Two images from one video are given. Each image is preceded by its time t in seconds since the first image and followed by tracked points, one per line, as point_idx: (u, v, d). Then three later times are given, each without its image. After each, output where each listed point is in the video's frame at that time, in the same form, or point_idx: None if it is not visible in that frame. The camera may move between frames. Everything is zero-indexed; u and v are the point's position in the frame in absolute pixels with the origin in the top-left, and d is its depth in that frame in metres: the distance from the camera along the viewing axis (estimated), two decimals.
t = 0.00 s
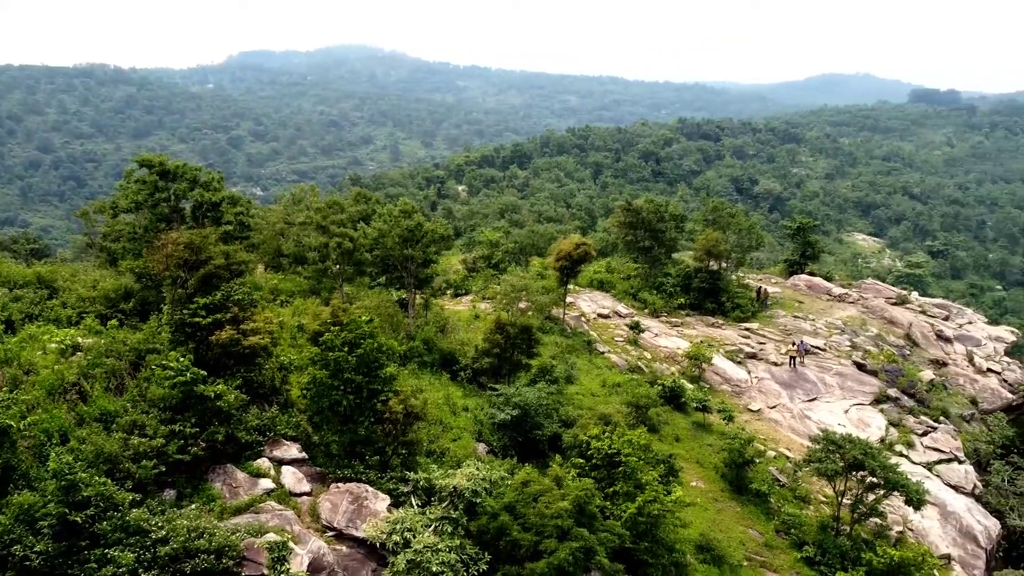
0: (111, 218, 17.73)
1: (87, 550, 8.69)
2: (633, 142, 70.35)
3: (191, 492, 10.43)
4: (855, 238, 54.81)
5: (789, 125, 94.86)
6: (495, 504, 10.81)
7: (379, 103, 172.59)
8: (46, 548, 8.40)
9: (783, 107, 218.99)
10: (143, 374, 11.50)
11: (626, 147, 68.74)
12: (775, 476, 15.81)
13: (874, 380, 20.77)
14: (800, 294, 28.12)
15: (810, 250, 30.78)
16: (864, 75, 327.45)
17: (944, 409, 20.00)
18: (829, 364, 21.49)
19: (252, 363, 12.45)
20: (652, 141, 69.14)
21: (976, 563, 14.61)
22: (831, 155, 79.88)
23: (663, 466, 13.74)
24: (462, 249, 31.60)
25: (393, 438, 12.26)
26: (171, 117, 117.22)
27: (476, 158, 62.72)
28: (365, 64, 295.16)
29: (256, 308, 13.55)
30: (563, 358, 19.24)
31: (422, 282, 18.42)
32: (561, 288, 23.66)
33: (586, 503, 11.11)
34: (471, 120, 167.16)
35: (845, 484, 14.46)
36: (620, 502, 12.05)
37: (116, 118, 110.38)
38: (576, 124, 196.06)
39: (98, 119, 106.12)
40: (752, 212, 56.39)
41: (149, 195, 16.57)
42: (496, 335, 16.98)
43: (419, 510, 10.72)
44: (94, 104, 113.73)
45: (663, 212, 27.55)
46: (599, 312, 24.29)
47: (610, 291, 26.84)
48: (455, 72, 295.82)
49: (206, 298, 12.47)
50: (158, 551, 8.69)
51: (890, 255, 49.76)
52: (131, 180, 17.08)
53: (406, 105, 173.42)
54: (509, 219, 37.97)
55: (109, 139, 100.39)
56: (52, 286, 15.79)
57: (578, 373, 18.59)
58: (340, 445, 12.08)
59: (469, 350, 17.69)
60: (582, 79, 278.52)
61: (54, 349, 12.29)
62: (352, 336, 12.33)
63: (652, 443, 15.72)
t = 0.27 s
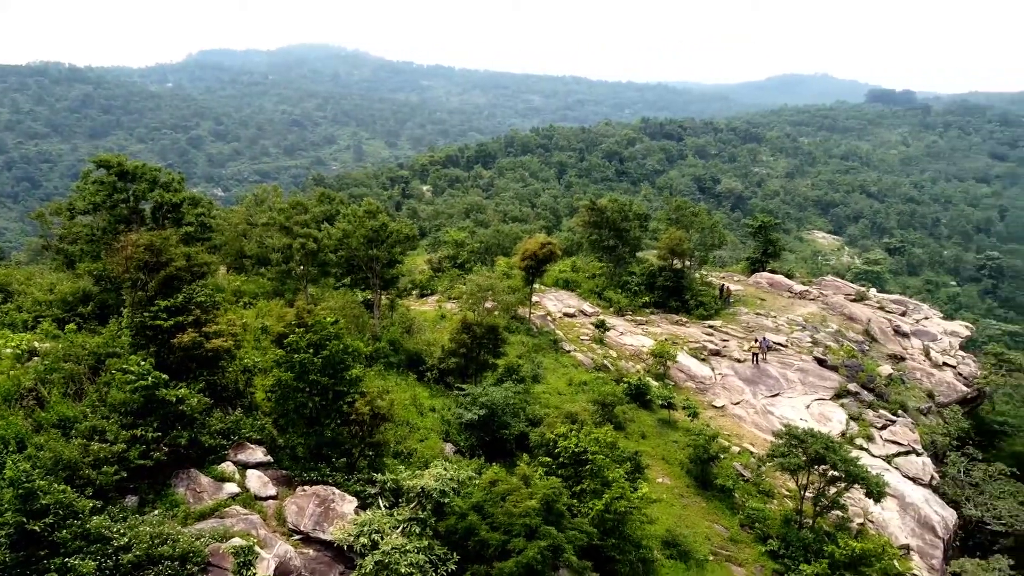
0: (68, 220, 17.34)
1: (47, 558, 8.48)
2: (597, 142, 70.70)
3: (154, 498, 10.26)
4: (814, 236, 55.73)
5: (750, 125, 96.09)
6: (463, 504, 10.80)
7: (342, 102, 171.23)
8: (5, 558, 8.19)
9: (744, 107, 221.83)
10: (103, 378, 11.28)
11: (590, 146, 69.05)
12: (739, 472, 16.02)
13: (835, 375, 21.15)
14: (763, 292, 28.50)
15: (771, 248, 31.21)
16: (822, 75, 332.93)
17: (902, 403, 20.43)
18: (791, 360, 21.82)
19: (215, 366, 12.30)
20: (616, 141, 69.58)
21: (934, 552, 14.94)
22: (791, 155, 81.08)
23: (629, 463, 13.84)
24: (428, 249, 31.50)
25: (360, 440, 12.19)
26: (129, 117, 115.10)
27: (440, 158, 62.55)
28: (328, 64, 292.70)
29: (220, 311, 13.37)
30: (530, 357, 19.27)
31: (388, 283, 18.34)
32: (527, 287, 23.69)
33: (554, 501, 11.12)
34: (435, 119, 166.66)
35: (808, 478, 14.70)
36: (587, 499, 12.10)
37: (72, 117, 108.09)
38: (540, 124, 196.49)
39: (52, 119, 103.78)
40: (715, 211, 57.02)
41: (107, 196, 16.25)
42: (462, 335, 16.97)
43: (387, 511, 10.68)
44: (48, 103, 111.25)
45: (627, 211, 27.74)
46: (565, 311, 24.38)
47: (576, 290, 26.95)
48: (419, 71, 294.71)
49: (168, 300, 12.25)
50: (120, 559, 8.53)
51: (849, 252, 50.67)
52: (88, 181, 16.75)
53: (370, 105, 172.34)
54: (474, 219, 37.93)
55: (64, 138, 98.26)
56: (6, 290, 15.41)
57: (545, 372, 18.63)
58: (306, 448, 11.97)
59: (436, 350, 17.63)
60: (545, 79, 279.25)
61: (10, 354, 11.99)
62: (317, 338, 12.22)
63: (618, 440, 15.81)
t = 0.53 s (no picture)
0: (23, 221, 16.94)
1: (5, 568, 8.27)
2: (562, 142, 70.92)
3: (116, 505, 10.08)
4: (776, 234, 56.52)
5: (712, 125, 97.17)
6: (432, 505, 10.77)
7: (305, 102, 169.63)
8: None
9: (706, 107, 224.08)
10: (62, 384, 11.04)
11: (555, 146, 69.26)
12: (705, 468, 16.20)
13: (797, 371, 21.47)
14: (726, 289, 28.83)
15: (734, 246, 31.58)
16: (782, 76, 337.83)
17: (862, 398, 20.81)
18: (754, 357, 22.10)
19: (178, 369, 12.12)
20: (580, 141, 69.90)
21: (895, 544, 15.27)
22: (752, 154, 82.13)
23: (597, 461, 13.91)
24: (393, 249, 31.33)
25: (327, 442, 12.09)
26: (86, 116, 112.78)
27: (405, 157, 62.24)
28: (290, 63, 289.76)
29: (182, 313, 13.16)
30: (497, 356, 19.27)
31: (353, 283, 18.22)
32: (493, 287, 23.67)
33: (523, 500, 11.11)
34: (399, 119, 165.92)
35: (772, 473, 14.91)
36: (555, 498, 12.14)
37: (26, 117, 105.61)
38: (505, 123, 196.66)
39: (6, 118, 101.26)
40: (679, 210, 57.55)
41: (64, 197, 15.90)
42: (429, 336, 16.92)
43: (355, 514, 10.62)
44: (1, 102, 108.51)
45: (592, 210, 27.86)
46: (532, 310, 24.41)
47: (542, 289, 27.01)
48: (383, 71, 293.16)
49: (128, 303, 12.02)
50: (81, 567, 8.34)
51: (810, 250, 51.47)
52: (45, 182, 16.38)
53: (333, 104, 170.97)
54: (439, 219, 37.82)
55: (18, 138, 95.97)
56: None
57: (512, 372, 18.64)
58: (271, 451, 11.84)
59: (403, 350, 17.55)
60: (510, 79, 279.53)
61: None
62: (282, 339, 12.10)
63: (586, 439, 15.88)
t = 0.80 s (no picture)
0: None
1: None
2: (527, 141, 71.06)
3: (76, 513, 9.88)
4: (739, 233, 57.22)
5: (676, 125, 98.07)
6: (400, 506, 10.71)
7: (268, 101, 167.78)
8: None
9: (669, 107, 225.98)
10: (19, 390, 10.81)
11: (520, 146, 69.38)
12: (671, 464, 16.36)
13: (760, 368, 21.78)
14: (691, 288, 29.12)
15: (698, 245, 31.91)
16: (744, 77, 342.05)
17: (824, 393, 21.16)
18: (718, 354, 22.37)
19: (140, 373, 11.95)
20: (546, 141, 70.10)
21: (857, 535, 15.56)
22: (715, 154, 83.04)
23: (564, 460, 13.96)
24: (358, 250, 31.12)
25: (293, 445, 11.97)
26: (41, 116, 110.37)
27: (370, 158, 61.86)
28: (252, 62, 286.37)
29: (143, 316, 12.94)
30: (463, 356, 19.24)
31: (318, 284, 18.08)
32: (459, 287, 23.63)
33: (492, 500, 11.03)
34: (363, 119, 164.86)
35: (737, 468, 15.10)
36: (523, 497, 12.14)
37: None
38: (470, 123, 196.45)
39: None
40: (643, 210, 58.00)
41: (19, 198, 15.52)
42: (396, 336, 16.85)
43: (322, 517, 10.54)
44: None
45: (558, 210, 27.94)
46: (498, 310, 24.41)
47: (509, 289, 27.03)
48: (346, 71, 291.13)
49: (88, 307, 11.78)
50: None
51: (772, 248, 52.21)
52: None
53: (296, 104, 169.34)
54: (405, 219, 37.66)
55: None
56: None
57: (479, 372, 18.62)
58: (237, 455, 11.69)
59: (369, 351, 17.44)
60: (474, 79, 279.30)
61: None
62: (246, 342, 11.96)
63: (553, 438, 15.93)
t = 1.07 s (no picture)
0: None
1: None
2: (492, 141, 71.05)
3: (35, 521, 9.67)
4: (702, 232, 57.83)
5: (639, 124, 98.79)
6: (367, 508, 10.66)
7: (228, 101, 165.54)
8: None
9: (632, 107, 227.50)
10: None
11: (485, 146, 69.34)
12: (637, 462, 16.49)
13: (724, 365, 22.04)
14: (655, 286, 29.35)
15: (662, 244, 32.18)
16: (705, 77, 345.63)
17: (787, 389, 21.49)
18: (683, 351, 22.59)
19: (100, 378, 11.71)
20: (510, 140, 70.16)
21: (819, 529, 15.83)
22: (678, 153, 83.80)
23: (532, 459, 13.99)
24: (322, 251, 30.86)
25: (258, 448, 11.84)
26: None
27: (333, 157, 61.32)
28: (212, 61, 282.39)
29: (103, 320, 12.70)
30: (430, 357, 19.18)
31: (282, 286, 17.89)
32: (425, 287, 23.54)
33: (460, 500, 11.05)
34: (326, 118, 163.48)
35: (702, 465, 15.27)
36: (491, 496, 12.16)
37: None
38: (434, 123, 195.89)
39: None
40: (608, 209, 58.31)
41: None
42: (361, 337, 16.74)
43: (288, 521, 10.43)
44: None
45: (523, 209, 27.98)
46: (464, 310, 24.38)
47: (474, 289, 27.01)
48: (308, 70, 288.39)
49: (45, 311, 11.53)
50: None
51: (734, 246, 52.83)
52: None
53: (257, 103, 167.37)
54: (370, 219, 37.44)
55: None
56: None
57: (446, 372, 18.59)
58: (201, 459, 11.53)
59: (335, 353, 17.31)
60: (438, 78, 278.54)
61: None
62: (209, 345, 11.80)
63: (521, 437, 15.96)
